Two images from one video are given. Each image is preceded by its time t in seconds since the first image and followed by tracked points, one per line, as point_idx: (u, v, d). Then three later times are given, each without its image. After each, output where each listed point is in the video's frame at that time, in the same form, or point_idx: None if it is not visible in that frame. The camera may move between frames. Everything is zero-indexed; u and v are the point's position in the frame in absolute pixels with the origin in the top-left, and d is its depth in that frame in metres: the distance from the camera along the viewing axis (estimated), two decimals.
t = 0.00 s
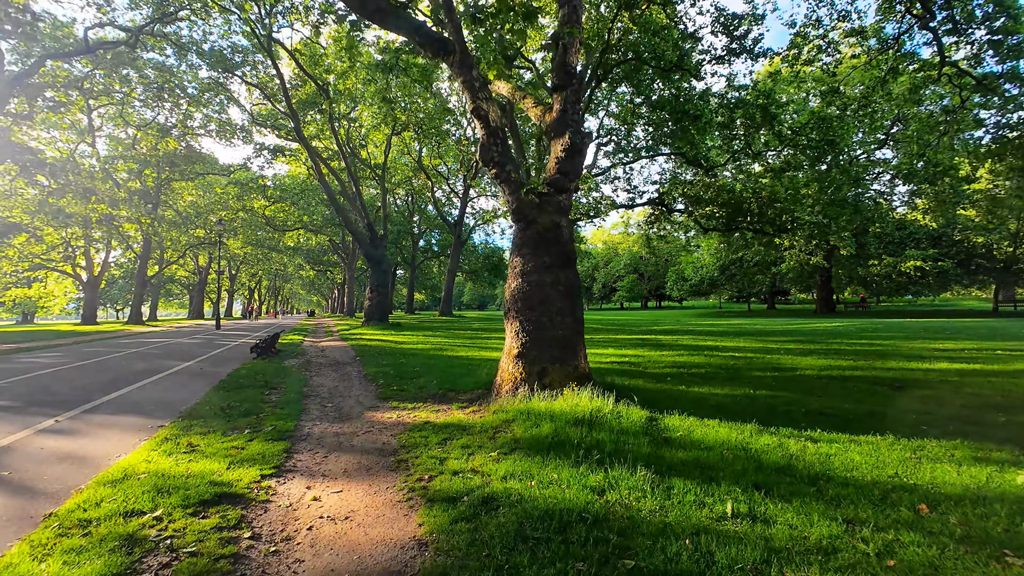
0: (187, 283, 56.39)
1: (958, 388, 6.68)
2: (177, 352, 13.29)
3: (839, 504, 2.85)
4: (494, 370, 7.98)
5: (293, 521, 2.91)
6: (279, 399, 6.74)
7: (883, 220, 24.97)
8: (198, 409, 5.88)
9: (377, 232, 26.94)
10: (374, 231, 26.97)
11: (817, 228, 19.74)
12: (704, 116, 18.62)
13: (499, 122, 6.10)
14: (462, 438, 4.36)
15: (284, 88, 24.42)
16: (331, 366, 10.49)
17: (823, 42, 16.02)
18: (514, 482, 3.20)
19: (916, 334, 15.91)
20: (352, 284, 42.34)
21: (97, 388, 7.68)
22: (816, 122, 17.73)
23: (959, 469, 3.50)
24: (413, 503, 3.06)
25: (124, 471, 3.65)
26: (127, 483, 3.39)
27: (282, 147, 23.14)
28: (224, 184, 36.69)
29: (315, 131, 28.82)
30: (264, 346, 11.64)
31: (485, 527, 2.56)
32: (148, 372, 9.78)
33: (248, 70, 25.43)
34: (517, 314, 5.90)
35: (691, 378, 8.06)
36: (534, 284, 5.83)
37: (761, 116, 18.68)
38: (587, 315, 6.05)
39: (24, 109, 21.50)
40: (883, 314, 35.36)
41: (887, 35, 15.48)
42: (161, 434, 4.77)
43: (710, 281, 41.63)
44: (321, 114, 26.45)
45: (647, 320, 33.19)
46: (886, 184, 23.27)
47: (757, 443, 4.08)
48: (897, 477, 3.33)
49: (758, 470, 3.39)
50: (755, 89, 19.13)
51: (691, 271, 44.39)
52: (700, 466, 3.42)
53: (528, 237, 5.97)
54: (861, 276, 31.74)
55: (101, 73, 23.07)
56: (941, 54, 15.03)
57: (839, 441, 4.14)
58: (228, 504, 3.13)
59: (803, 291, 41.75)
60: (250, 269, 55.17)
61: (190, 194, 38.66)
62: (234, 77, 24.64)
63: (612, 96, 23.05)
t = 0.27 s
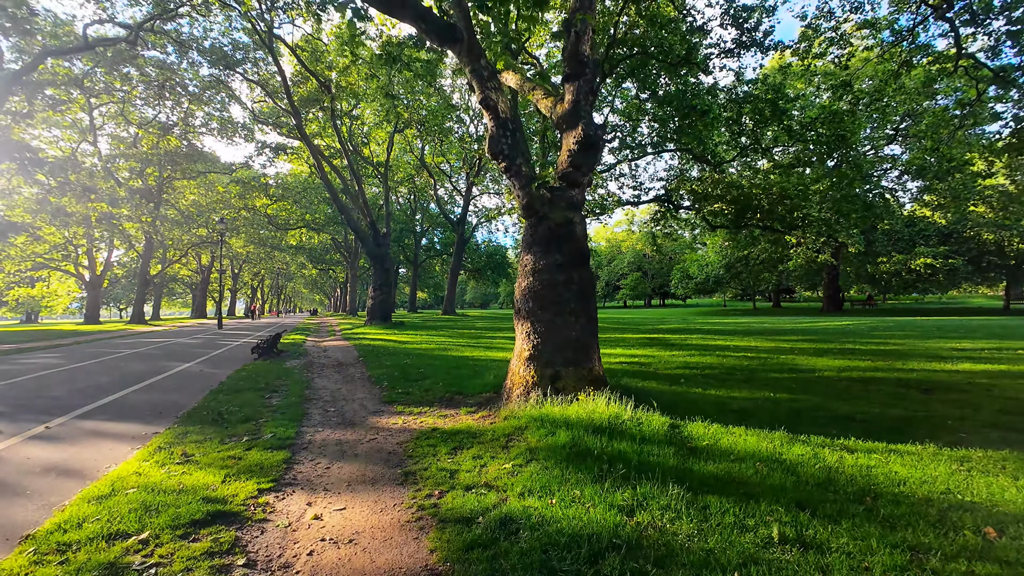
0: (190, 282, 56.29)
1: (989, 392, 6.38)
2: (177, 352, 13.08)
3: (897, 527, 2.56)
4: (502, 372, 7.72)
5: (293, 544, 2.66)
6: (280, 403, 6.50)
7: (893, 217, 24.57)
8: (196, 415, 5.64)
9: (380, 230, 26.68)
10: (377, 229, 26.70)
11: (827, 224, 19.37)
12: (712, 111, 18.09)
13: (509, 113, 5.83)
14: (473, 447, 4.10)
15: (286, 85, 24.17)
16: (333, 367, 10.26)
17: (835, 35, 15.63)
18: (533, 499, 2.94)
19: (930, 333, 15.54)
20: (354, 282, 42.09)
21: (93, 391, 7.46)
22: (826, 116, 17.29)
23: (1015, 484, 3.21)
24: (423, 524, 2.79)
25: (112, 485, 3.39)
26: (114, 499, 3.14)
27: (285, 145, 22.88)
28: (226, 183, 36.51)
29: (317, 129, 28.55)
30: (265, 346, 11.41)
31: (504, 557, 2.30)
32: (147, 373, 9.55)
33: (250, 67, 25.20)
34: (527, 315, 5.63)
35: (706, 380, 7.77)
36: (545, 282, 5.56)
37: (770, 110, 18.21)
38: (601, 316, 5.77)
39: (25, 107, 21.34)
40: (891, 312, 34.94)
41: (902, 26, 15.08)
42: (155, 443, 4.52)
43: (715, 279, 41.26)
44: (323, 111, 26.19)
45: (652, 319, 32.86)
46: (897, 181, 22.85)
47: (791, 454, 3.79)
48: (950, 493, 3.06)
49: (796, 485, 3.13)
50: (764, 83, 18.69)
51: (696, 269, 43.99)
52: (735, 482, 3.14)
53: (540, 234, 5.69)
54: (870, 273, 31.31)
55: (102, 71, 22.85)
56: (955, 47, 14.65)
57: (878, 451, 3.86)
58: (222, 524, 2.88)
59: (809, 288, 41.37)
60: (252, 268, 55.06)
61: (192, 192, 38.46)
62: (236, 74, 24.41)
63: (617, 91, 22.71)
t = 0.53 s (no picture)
0: (193, 280, 56.24)
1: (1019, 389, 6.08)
2: (177, 350, 12.88)
3: (959, 541, 2.29)
4: (508, 369, 7.47)
5: (287, 556, 2.42)
6: (280, 401, 6.29)
7: (903, 212, 24.14)
8: (192, 414, 5.41)
9: (383, 227, 26.43)
10: (379, 226, 26.47)
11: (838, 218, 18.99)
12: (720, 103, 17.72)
13: (517, 97, 5.56)
14: (482, 448, 3.86)
15: (288, 80, 23.94)
16: (336, 364, 10.05)
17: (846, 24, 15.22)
18: (549, 508, 2.69)
19: (944, 330, 15.20)
20: (357, 280, 41.89)
21: (88, 389, 7.25)
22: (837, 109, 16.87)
23: None
24: (431, 534, 2.55)
25: (96, 490, 3.16)
26: (97, 506, 2.91)
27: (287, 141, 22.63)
28: (228, 180, 36.37)
29: (319, 125, 28.31)
30: (266, 344, 11.20)
31: None
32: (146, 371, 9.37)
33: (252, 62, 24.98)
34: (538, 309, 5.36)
35: (721, 377, 7.49)
36: (556, 275, 5.30)
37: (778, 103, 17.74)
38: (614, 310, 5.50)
39: (26, 104, 21.22)
40: (899, 309, 34.50)
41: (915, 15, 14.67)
42: (147, 444, 4.29)
43: (721, 276, 40.89)
44: (325, 107, 25.97)
45: (657, 316, 32.52)
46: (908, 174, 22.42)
47: (825, 456, 3.52)
48: (1007, 500, 2.79)
49: (837, 492, 2.86)
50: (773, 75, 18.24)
51: (702, 266, 43.58)
52: (770, 489, 2.88)
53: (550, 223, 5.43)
54: (879, 269, 30.88)
55: (103, 68, 22.66)
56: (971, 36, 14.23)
57: (918, 454, 3.59)
58: (212, 534, 2.64)
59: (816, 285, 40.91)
60: (256, 266, 55.01)
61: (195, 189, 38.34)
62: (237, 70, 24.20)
63: (622, 85, 22.36)
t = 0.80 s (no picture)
0: (197, 278, 56.23)
1: None
2: (178, 349, 12.67)
3: None
4: (518, 371, 7.16)
5: None
6: (281, 405, 6.02)
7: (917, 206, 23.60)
8: (188, 420, 5.14)
9: (386, 224, 26.12)
10: (383, 222, 26.14)
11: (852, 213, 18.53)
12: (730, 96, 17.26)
13: (529, 83, 5.22)
14: (498, 463, 3.55)
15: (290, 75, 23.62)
16: (340, 365, 9.78)
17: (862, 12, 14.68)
18: (578, 538, 2.38)
19: (963, 328, 14.75)
20: (361, 277, 41.65)
21: (83, 392, 7.01)
22: (852, 100, 16.34)
23: None
24: (446, 570, 2.25)
25: (76, 511, 2.89)
26: (75, 532, 2.63)
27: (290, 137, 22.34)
28: (231, 177, 36.16)
29: (322, 121, 28.01)
30: (269, 343, 10.94)
31: None
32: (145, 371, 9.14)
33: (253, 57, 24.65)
34: (553, 309, 5.05)
35: (740, 380, 7.17)
36: (572, 273, 4.98)
37: (791, 94, 17.12)
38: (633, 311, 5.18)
39: (26, 101, 20.98)
40: (910, 305, 33.93)
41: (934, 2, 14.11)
42: (138, 455, 4.01)
43: (728, 272, 40.42)
44: (328, 103, 25.65)
45: (664, 313, 32.09)
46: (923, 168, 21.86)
47: (878, 474, 3.18)
48: None
49: (901, 519, 2.53)
50: (786, 66, 17.66)
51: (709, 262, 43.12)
52: (827, 516, 2.55)
53: (566, 218, 5.10)
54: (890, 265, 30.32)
55: (105, 64, 22.43)
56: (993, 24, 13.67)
57: (979, 470, 3.26)
58: (199, 566, 2.36)
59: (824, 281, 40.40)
60: (260, 263, 54.89)
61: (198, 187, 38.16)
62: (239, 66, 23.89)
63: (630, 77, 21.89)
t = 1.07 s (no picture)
0: (200, 275, 56.12)
1: None
2: (178, 347, 12.42)
3: None
4: (529, 369, 6.85)
5: None
6: (283, 405, 5.74)
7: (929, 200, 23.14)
8: (184, 421, 4.86)
9: (389, 220, 25.83)
10: (386, 218, 25.83)
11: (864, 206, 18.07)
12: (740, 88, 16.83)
13: (544, 62, 4.89)
14: (518, 471, 3.24)
15: (291, 69, 23.31)
16: (343, 363, 9.51)
17: None
18: (621, 563, 2.07)
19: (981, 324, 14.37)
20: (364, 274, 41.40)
21: (78, 391, 6.75)
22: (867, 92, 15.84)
23: None
24: None
25: (54, 526, 2.60)
26: (49, 550, 2.34)
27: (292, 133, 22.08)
28: (233, 174, 35.93)
29: (323, 117, 27.71)
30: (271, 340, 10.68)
31: None
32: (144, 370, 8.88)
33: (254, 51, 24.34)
34: (570, 303, 4.73)
35: (762, 378, 6.85)
36: (591, 265, 4.66)
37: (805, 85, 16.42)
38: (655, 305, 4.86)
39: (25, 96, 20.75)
40: (920, 302, 33.48)
41: None
42: (127, 459, 3.72)
43: (734, 269, 40.02)
44: (330, 98, 25.34)
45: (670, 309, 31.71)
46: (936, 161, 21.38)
47: (943, 484, 2.86)
48: None
49: (989, 540, 2.21)
50: (798, 55, 17.03)
51: (714, 259, 42.74)
52: (901, 536, 2.23)
53: (584, 206, 4.78)
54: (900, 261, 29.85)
55: (105, 59, 22.20)
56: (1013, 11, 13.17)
57: None
58: None
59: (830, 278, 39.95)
60: (262, 261, 54.74)
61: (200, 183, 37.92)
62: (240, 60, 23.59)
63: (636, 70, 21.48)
